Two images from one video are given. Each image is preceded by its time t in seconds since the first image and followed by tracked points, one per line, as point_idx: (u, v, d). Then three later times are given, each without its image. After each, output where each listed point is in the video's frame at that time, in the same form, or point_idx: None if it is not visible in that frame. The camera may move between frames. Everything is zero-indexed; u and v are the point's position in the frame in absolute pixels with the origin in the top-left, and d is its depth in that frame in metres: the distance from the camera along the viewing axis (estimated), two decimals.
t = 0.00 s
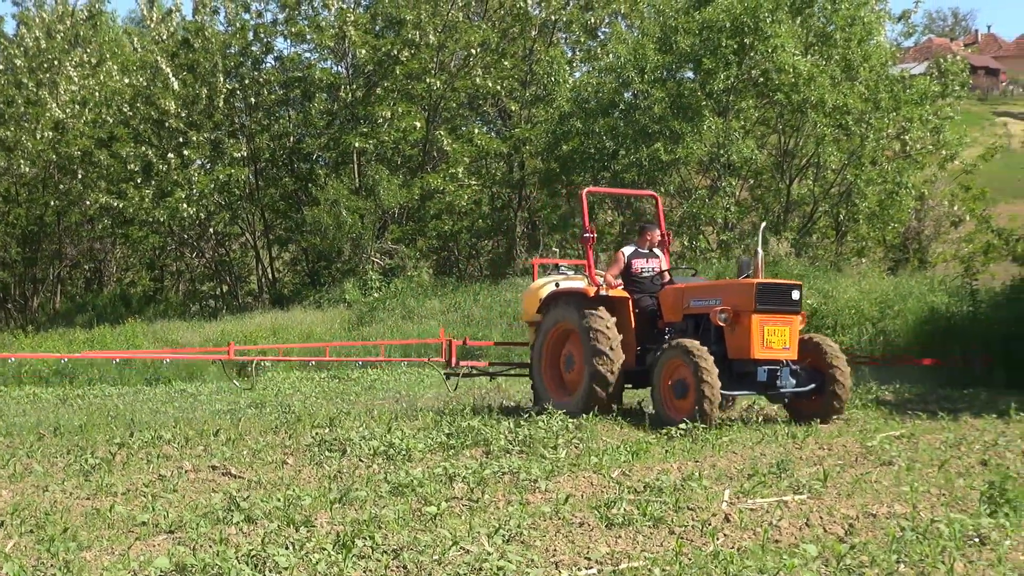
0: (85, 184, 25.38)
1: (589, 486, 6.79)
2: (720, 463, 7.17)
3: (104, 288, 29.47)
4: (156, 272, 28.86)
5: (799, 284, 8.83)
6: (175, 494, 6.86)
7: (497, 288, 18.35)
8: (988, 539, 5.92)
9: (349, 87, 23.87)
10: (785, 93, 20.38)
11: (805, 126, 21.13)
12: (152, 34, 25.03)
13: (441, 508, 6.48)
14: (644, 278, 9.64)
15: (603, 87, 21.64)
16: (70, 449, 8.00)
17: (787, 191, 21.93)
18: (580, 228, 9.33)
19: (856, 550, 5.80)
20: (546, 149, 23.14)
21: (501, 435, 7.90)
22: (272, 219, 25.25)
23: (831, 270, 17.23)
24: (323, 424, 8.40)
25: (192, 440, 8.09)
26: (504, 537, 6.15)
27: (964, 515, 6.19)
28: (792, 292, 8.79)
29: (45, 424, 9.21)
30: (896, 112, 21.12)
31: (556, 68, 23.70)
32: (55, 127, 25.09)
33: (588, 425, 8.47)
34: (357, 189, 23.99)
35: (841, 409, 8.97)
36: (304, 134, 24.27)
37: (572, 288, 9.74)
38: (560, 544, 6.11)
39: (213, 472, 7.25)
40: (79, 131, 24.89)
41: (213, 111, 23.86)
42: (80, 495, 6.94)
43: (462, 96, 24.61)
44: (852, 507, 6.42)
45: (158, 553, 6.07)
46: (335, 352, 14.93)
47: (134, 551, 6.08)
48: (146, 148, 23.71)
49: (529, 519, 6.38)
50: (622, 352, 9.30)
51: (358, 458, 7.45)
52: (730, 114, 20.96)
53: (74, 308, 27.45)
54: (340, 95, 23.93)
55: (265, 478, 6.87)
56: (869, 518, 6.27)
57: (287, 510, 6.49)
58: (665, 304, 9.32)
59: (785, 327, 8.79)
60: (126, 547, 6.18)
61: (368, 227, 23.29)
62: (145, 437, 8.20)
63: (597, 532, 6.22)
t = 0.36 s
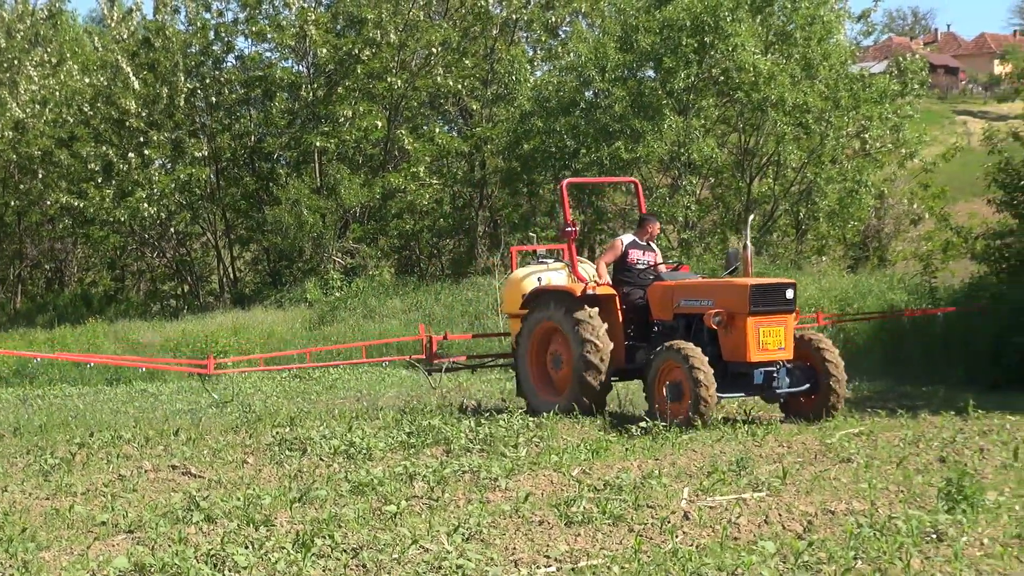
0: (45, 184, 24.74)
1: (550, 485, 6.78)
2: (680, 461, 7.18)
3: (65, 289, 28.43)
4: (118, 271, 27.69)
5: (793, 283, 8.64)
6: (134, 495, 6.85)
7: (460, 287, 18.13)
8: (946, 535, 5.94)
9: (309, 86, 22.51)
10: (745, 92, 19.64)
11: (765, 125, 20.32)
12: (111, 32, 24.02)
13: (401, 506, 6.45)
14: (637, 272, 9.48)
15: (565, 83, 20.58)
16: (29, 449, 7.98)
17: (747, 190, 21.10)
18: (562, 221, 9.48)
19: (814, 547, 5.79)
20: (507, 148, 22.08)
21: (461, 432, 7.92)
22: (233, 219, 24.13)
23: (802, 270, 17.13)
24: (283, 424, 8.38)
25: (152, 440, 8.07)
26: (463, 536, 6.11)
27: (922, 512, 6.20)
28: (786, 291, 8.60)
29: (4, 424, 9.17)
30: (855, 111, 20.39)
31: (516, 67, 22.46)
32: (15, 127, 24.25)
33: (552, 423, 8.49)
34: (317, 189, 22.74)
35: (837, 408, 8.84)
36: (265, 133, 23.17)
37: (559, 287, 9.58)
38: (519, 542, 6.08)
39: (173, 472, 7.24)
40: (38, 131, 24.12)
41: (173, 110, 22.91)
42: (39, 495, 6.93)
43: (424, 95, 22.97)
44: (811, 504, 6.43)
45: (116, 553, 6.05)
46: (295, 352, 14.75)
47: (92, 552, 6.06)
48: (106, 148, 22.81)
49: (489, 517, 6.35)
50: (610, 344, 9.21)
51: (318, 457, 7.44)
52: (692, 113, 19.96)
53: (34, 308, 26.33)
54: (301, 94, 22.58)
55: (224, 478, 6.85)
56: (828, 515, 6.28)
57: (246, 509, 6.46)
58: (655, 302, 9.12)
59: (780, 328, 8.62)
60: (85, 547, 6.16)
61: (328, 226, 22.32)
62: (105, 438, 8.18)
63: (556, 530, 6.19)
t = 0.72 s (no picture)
0: None
1: (503, 485, 6.77)
2: (635, 461, 7.21)
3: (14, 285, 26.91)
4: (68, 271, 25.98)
5: (775, 280, 8.50)
6: (87, 494, 6.84)
7: (416, 287, 18.03)
8: (898, 536, 5.93)
9: (267, 85, 22.22)
10: (702, 94, 18.98)
11: (721, 126, 19.54)
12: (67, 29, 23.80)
13: (354, 506, 6.40)
14: (614, 273, 9.19)
15: (521, 83, 19.79)
16: None
17: (703, 190, 20.35)
18: (539, 218, 9.46)
19: (766, 548, 5.76)
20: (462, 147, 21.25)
21: (417, 432, 7.90)
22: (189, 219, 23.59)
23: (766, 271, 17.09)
24: (238, 422, 8.38)
25: (107, 438, 8.07)
26: (416, 536, 6.04)
27: (873, 513, 6.21)
28: (768, 289, 8.43)
29: None
30: (811, 112, 19.84)
31: (472, 66, 21.72)
32: None
33: (508, 422, 8.53)
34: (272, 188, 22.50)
35: (820, 407, 8.62)
36: (222, 131, 22.66)
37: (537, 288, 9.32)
38: (472, 542, 6.02)
39: (126, 471, 7.24)
40: None
41: (129, 108, 22.52)
42: None
43: (381, 95, 22.66)
44: (764, 504, 6.43)
45: (69, 552, 5.99)
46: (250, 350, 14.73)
47: (44, 550, 5.99)
48: (61, 145, 22.42)
49: (443, 517, 6.29)
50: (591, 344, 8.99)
51: (273, 456, 7.44)
52: (648, 114, 19.39)
53: None
54: (257, 92, 22.29)
55: (178, 477, 6.83)
56: (781, 516, 6.28)
57: (200, 508, 6.40)
58: (635, 301, 8.91)
59: (762, 326, 8.45)
60: (36, 546, 6.10)
61: (284, 226, 22.06)
62: (59, 436, 8.16)
63: (509, 530, 6.15)
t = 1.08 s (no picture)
0: None
1: (456, 482, 6.75)
2: (588, 459, 7.23)
3: None
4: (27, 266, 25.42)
5: (758, 281, 8.28)
6: (39, 489, 6.77)
7: (370, 283, 18.02)
8: (850, 535, 5.86)
9: (223, 79, 22.37)
10: (659, 93, 19.07)
11: (678, 125, 19.63)
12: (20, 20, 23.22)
13: (307, 502, 6.32)
14: (594, 271, 9.07)
15: (478, 80, 19.67)
16: None
17: (660, 188, 20.50)
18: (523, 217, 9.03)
19: (719, 545, 5.66)
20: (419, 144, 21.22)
21: (371, 429, 7.89)
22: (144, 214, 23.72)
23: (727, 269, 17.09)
24: (191, 419, 8.44)
25: (59, 433, 8.05)
26: (369, 532, 5.93)
27: (827, 511, 6.18)
28: (750, 290, 8.24)
29: None
30: (767, 112, 19.90)
31: (430, 63, 21.65)
32: None
33: (464, 421, 8.54)
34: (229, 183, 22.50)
35: (800, 407, 8.57)
36: (177, 126, 22.84)
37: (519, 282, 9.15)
38: (425, 538, 5.92)
39: (79, 466, 7.21)
40: None
41: (85, 101, 22.45)
42: None
43: (338, 90, 22.89)
44: (717, 502, 6.40)
45: (20, 547, 5.85)
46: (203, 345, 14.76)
47: None
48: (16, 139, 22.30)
49: (396, 514, 6.21)
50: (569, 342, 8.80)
51: (227, 452, 7.44)
52: (606, 113, 19.18)
53: None
54: (213, 87, 22.40)
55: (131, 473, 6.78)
56: (733, 514, 6.23)
57: (152, 504, 6.28)
58: (616, 297, 8.71)
59: (742, 327, 8.25)
60: None
61: (241, 222, 21.93)
62: (10, 431, 8.15)
63: (462, 527, 6.05)
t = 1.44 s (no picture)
0: None
1: (407, 482, 6.76)
2: (542, 459, 7.27)
3: None
4: None
5: (737, 277, 8.21)
6: None
7: (327, 281, 17.92)
8: (801, 538, 5.78)
9: (179, 75, 22.29)
10: (617, 92, 18.12)
11: (636, 125, 18.77)
12: None
13: (257, 502, 6.32)
14: (572, 272, 8.89)
15: (435, 79, 19.28)
16: None
17: (617, 188, 19.51)
18: (498, 217, 8.91)
19: (669, 549, 5.56)
20: (376, 142, 20.77)
21: (325, 427, 7.90)
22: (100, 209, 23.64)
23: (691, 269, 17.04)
24: (142, 415, 8.48)
25: (8, 431, 8.05)
26: (319, 532, 5.89)
27: (778, 514, 6.16)
28: (729, 286, 8.15)
29: None
30: (725, 111, 19.03)
31: (387, 61, 21.39)
32: None
33: (421, 422, 8.56)
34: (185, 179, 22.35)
35: (781, 406, 8.46)
36: (134, 121, 22.69)
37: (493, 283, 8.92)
38: (374, 538, 5.89)
39: (28, 463, 7.16)
40: None
41: (40, 96, 22.55)
42: None
43: (295, 88, 22.39)
44: (669, 505, 6.39)
45: None
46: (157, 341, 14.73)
47: None
48: None
49: (347, 515, 6.20)
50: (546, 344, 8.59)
51: (178, 450, 7.44)
52: (564, 113, 18.49)
53: None
54: (169, 83, 22.39)
55: (80, 471, 6.77)
56: (685, 516, 6.21)
57: (102, 503, 6.26)
58: (593, 296, 8.56)
59: (722, 323, 8.16)
60: None
61: (196, 218, 21.93)
62: None
63: (412, 528, 6.03)
